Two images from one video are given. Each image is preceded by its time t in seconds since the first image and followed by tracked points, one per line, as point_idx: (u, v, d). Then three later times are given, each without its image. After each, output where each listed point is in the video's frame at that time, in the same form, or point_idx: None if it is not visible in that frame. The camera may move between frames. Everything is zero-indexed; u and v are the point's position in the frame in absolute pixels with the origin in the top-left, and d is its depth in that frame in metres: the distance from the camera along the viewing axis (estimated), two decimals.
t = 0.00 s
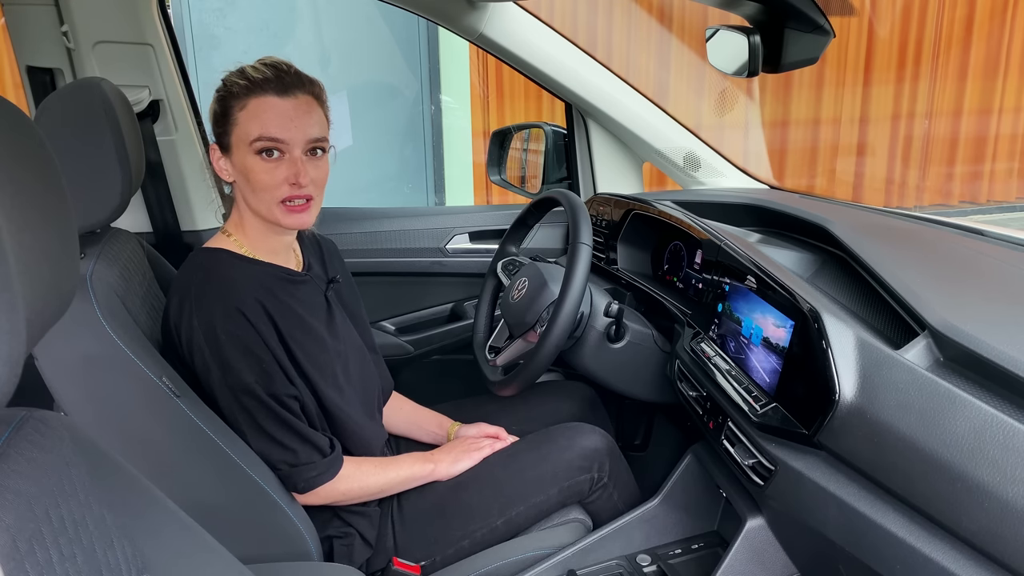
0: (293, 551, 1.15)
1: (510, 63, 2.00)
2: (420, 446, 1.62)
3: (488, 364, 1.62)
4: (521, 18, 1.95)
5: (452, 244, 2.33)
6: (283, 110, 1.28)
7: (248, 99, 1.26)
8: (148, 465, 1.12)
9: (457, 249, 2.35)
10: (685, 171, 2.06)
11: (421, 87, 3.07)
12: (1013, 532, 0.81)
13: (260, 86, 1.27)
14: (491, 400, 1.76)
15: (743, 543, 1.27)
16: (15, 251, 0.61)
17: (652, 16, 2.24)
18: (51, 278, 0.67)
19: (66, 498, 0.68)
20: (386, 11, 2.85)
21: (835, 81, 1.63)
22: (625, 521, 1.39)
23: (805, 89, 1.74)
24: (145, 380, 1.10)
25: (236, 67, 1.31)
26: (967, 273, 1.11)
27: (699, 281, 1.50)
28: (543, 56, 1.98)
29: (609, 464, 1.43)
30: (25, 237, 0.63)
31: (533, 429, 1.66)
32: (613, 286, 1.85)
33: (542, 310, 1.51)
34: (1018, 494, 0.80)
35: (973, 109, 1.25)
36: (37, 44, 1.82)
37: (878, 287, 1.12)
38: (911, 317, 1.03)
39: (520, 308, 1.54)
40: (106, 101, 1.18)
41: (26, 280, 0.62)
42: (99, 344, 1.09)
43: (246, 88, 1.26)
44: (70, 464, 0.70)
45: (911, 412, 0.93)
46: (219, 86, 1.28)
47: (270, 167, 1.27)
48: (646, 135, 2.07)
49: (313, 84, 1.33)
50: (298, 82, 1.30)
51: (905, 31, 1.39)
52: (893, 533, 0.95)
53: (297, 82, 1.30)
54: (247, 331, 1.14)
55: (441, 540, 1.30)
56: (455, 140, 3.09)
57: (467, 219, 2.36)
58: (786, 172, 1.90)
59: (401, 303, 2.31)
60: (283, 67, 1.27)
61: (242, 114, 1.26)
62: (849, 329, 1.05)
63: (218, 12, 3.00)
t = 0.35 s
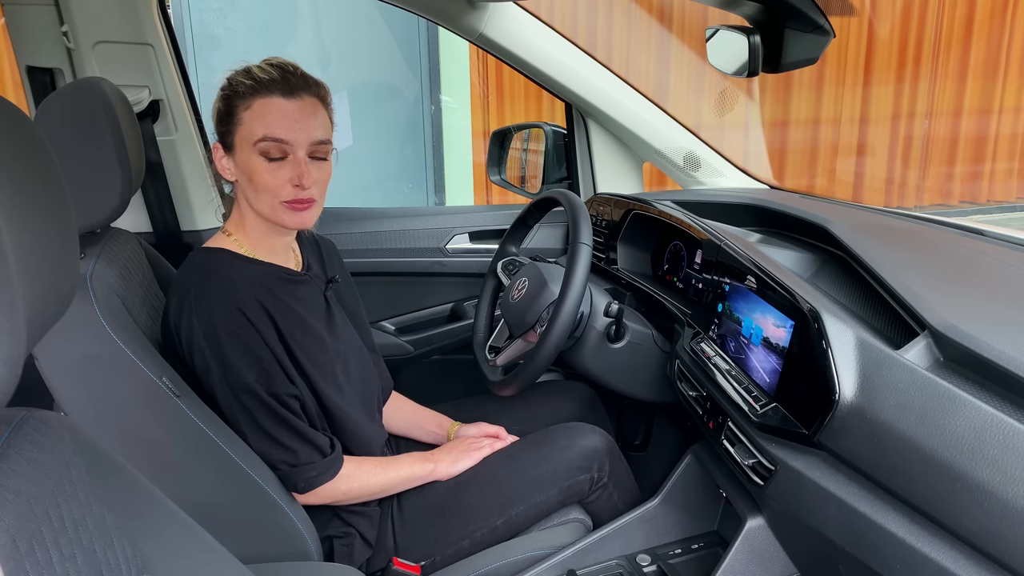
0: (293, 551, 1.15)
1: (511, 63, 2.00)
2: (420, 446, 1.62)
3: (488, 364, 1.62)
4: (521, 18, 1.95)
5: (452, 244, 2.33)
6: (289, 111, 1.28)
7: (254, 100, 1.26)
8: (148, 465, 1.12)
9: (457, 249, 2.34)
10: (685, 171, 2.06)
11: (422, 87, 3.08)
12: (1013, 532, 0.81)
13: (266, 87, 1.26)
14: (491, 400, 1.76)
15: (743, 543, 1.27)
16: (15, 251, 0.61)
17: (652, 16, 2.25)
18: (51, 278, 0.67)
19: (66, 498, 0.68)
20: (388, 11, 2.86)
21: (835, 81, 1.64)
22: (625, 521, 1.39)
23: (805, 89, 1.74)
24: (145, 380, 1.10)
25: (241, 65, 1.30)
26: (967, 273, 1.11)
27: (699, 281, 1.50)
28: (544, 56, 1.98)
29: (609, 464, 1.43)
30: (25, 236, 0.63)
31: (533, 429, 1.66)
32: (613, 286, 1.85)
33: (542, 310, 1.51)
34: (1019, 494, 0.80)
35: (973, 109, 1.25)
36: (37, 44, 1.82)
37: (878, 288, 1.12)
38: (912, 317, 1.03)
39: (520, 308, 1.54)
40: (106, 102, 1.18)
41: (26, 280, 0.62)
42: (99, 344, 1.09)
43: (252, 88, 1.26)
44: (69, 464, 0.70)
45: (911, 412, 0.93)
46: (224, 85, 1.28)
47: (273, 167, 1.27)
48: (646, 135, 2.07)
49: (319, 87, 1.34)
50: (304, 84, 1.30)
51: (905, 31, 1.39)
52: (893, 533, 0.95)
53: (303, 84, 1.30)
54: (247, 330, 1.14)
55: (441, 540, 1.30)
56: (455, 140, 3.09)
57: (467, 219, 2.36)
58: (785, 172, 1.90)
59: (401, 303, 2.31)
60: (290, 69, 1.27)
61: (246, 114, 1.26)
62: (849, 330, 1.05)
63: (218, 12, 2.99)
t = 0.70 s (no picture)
0: (292, 551, 1.14)
1: (511, 63, 2.00)
2: (420, 446, 1.62)
3: (489, 364, 1.62)
4: (521, 18, 1.95)
5: (451, 244, 2.33)
6: (291, 111, 1.28)
7: (256, 100, 1.26)
8: (148, 465, 1.12)
9: (457, 249, 2.34)
10: (685, 171, 2.06)
11: (422, 87, 3.07)
12: (1013, 532, 0.81)
13: (268, 87, 1.26)
14: (491, 400, 1.76)
15: (742, 543, 1.27)
16: (15, 251, 0.61)
17: (652, 16, 2.25)
18: (51, 279, 0.67)
19: (66, 498, 0.68)
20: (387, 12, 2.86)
21: (835, 81, 1.64)
22: (625, 521, 1.39)
23: (805, 89, 1.74)
24: (145, 380, 1.10)
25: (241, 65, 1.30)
26: (966, 273, 1.11)
27: (699, 281, 1.50)
28: (544, 56, 1.98)
29: (609, 464, 1.43)
30: (25, 236, 0.63)
31: (533, 429, 1.66)
32: (613, 286, 1.85)
33: (542, 310, 1.51)
34: (1018, 494, 0.80)
35: (973, 109, 1.25)
36: (36, 44, 1.82)
37: (878, 288, 1.12)
38: (912, 317, 1.03)
39: (520, 308, 1.54)
40: (106, 102, 1.18)
41: (26, 279, 0.62)
42: (99, 344, 1.09)
43: (254, 88, 1.26)
44: (69, 464, 0.70)
45: (911, 412, 0.93)
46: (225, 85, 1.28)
47: (276, 168, 1.27)
48: (646, 135, 2.07)
49: (320, 87, 1.34)
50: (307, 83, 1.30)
51: (905, 31, 1.39)
52: (893, 533, 0.95)
53: (305, 84, 1.30)
54: (248, 330, 1.14)
55: (441, 540, 1.30)
56: (455, 140, 3.09)
57: (467, 218, 2.36)
58: (786, 172, 1.90)
59: (401, 303, 2.31)
60: (293, 69, 1.28)
61: (249, 115, 1.26)
62: (849, 330, 1.05)
63: (218, 12, 3.00)
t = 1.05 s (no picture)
0: (292, 552, 1.14)
1: (511, 63, 2.00)
2: (420, 446, 1.62)
3: (489, 364, 1.62)
4: (521, 18, 1.95)
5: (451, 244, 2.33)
6: (299, 106, 1.26)
7: (270, 101, 1.23)
8: (148, 465, 1.12)
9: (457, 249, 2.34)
10: (685, 171, 2.06)
11: (421, 87, 3.10)
12: (1013, 532, 0.81)
13: (274, 88, 1.24)
14: (491, 400, 1.76)
15: (743, 543, 1.27)
16: (15, 252, 0.61)
17: (652, 16, 2.25)
18: (51, 279, 0.67)
19: (66, 498, 0.68)
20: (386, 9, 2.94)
21: (835, 81, 1.64)
22: (625, 521, 1.39)
23: (805, 89, 1.74)
24: (145, 380, 1.10)
25: (219, 66, 1.23)
26: (966, 272, 1.11)
27: (699, 281, 1.50)
28: (544, 56, 1.98)
29: (609, 464, 1.44)
30: (26, 237, 0.63)
31: (533, 429, 1.67)
32: (613, 286, 1.84)
33: (542, 310, 1.51)
34: (1018, 494, 0.80)
35: (973, 109, 1.25)
36: (37, 44, 1.83)
37: (878, 287, 1.12)
38: (912, 317, 1.03)
39: (520, 308, 1.54)
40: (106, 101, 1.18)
41: (26, 280, 0.62)
42: (98, 344, 1.09)
43: (264, 90, 1.22)
44: (69, 465, 0.70)
45: (911, 412, 0.93)
46: (222, 92, 1.21)
47: (304, 166, 1.26)
48: (646, 135, 2.07)
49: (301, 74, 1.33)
50: (297, 76, 1.28)
51: (905, 31, 1.39)
52: (893, 533, 0.95)
53: (297, 76, 1.29)
54: (248, 319, 1.14)
55: (442, 541, 1.29)
56: (454, 140, 3.10)
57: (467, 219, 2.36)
58: (786, 172, 1.89)
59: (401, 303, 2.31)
60: (288, 65, 1.25)
61: (266, 118, 1.23)
62: (849, 330, 1.05)
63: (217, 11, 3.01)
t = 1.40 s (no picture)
0: (291, 552, 1.14)
1: (511, 63, 2.00)
2: (420, 446, 1.62)
3: (489, 364, 1.62)
4: (521, 18, 1.95)
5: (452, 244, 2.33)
6: (286, 91, 1.30)
7: (252, 81, 1.27)
8: (148, 465, 1.12)
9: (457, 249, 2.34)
10: (685, 171, 2.06)
11: (421, 88, 3.10)
12: (1014, 532, 0.81)
13: (262, 71, 1.29)
14: (491, 400, 1.76)
15: (743, 543, 1.26)
16: (15, 252, 0.61)
17: (652, 16, 2.25)
18: (51, 279, 0.67)
19: (66, 498, 0.68)
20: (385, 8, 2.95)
21: (835, 81, 1.64)
22: (624, 521, 1.39)
23: (805, 89, 1.74)
24: (145, 380, 1.10)
25: (224, 55, 1.31)
26: (966, 272, 1.11)
27: (699, 281, 1.50)
28: (544, 56, 1.98)
29: (608, 463, 1.44)
30: (26, 238, 0.63)
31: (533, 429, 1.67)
32: (613, 286, 1.84)
33: (542, 310, 1.51)
34: (1018, 494, 0.80)
35: (974, 109, 1.25)
36: (37, 44, 1.83)
37: (878, 288, 1.12)
38: (912, 317, 1.03)
39: (520, 308, 1.54)
40: (105, 101, 1.18)
41: (26, 280, 0.62)
42: (98, 343, 1.09)
43: (250, 71, 1.27)
44: (69, 464, 0.70)
45: (911, 412, 0.93)
46: (214, 73, 1.28)
47: (281, 146, 1.28)
48: (646, 135, 2.07)
49: (305, 70, 1.38)
50: (292, 65, 1.33)
51: (905, 30, 1.39)
52: (893, 533, 0.95)
53: (294, 66, 1.33)
54: (251, 316, 1.14)
55: (441, 540, 1.29)
56: (455, 142, 3.08)
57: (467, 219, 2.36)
58: (786, 172, 1.89)
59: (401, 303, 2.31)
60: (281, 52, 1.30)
61: (246, 98, 1.27)
62: (849, 330, 1.05)
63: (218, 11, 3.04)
